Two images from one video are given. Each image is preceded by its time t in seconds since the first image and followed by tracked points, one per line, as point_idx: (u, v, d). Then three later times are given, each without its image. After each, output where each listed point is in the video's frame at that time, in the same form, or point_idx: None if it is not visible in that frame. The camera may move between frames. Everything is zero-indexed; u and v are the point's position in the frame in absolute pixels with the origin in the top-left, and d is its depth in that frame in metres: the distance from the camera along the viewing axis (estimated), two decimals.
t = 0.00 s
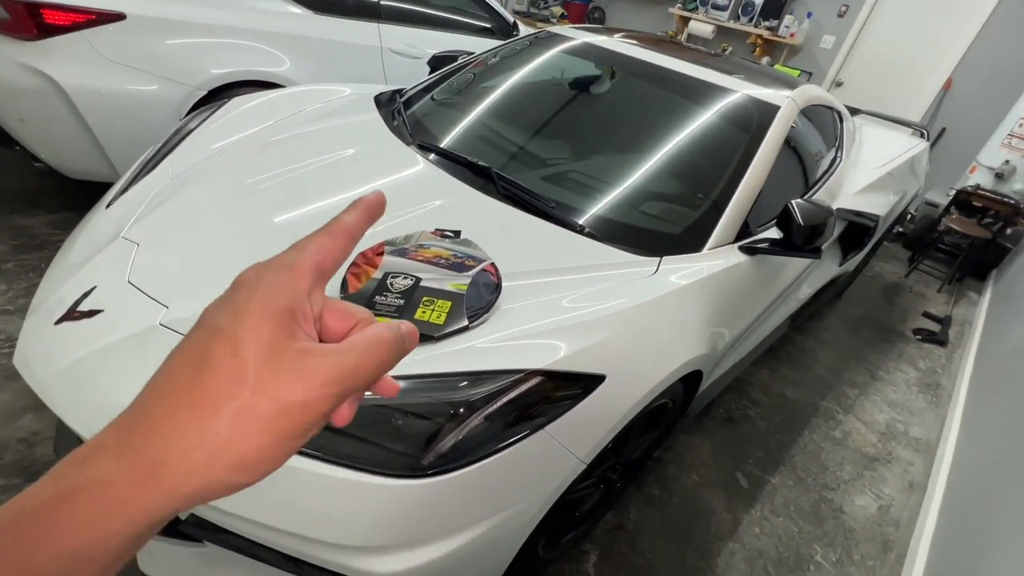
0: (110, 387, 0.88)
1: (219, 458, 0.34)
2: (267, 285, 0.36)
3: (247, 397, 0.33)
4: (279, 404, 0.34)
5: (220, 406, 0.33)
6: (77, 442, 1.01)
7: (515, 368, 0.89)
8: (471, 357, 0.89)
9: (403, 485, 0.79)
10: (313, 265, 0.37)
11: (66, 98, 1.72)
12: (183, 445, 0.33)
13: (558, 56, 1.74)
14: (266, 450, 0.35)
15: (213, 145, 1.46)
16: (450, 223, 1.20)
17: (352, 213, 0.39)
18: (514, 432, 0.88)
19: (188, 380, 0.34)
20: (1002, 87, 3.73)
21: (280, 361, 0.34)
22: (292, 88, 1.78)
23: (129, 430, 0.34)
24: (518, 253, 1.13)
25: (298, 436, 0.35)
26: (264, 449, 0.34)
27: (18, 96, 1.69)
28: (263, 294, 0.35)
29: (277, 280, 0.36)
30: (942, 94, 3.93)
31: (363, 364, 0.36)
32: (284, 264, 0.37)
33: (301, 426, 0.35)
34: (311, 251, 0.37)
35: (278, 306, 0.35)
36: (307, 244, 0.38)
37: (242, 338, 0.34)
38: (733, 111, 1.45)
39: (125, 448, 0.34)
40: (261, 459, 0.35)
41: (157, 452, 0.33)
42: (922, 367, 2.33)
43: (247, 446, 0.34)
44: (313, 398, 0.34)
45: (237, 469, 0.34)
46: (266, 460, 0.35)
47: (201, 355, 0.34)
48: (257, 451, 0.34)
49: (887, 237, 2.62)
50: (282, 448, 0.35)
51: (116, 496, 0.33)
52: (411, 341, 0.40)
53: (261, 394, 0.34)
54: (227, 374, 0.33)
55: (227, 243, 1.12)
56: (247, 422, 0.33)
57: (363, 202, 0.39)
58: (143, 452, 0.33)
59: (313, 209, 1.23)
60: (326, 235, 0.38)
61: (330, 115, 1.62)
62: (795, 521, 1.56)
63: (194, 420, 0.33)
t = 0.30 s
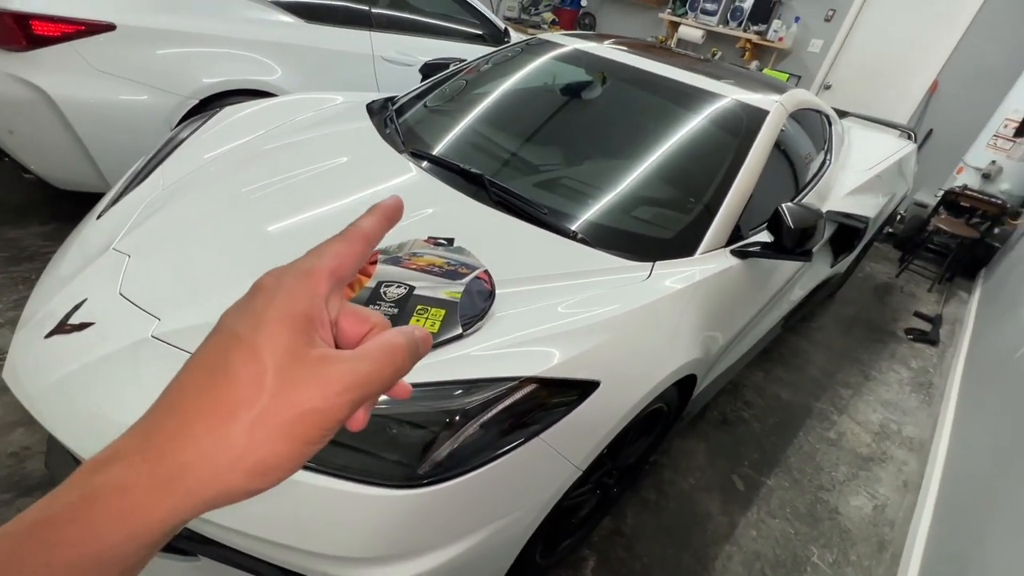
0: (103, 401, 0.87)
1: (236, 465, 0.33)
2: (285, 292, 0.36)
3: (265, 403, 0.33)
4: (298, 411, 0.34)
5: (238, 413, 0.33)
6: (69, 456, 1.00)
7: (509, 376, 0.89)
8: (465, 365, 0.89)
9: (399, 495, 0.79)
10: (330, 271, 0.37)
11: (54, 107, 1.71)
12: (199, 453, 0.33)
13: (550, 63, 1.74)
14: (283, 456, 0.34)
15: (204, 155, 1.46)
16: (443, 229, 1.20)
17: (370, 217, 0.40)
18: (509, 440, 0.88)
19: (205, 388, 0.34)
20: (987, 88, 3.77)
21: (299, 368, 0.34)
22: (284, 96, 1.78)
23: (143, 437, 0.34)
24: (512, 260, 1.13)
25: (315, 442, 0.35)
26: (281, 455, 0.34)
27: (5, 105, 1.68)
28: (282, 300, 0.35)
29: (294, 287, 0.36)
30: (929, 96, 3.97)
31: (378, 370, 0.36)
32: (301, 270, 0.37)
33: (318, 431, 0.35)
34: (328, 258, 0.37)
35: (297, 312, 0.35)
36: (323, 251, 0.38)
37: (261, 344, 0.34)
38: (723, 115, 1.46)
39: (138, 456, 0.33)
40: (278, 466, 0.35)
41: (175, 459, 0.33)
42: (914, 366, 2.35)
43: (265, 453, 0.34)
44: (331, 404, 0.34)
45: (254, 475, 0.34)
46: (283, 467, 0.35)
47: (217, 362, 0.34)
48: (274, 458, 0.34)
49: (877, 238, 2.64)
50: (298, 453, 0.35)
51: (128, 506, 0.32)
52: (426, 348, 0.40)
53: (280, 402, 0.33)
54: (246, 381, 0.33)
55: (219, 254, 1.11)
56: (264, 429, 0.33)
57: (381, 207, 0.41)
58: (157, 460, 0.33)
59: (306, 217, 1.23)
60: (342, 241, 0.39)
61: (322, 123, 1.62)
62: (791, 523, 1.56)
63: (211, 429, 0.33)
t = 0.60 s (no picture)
0: (97, 413, 0.87)
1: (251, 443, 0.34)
2: (305, 280, 0.37)
3: (283, 378, 0.34)
4: (313, 387, 0.35)
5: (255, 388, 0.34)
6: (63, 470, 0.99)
7: (506, 381, 0.89)
8: (462, 372, 0.88)
9: (397, 504, 0.78)
10: (346, 268, 0.39)
11: (44, 118, 1.70)
12: (218, 427, 0.34)
13: (542, 67, 1.75)
14: (296, 436, 0.35)
15: (198, 165, 1.46)
16: (438, 235, 1.20)
17: (378, 225, 0.41)
18: (506, 447, 0.88)
19: (227, 364, 0.35)
20: (975, 87, 3.80)
21: (316, 347, 0.35)
22: (277, 105, 1.78)
23: (166, 413, 0.35)
24: (507, 266, 1.13)
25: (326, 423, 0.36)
26: (295, 435, 0.35)
27: None
28: (302, 288, 0.37)
29: (314, 277, 0.38)
30: (918, 95, 4.00)
31: (389, 356, 0.37)
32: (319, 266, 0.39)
33: (331, 411, 0.35)
34: (344, 255, 0.39)
35: (316, 299, 0.37)
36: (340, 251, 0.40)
37: (281, 323, 0.35)
38: (715, 118, 1.46)
39: (162, 431, 0.34)
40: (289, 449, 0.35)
41: (195, 433, 0.34)
42: (910, 364, 2.36)
43: (280, 430, 0.34)
44: (345, 383, 0.35)
45: (269, 453, 0.35)
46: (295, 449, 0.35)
47: (238, 342, 0.35)
48: (287, 437, 0.35)
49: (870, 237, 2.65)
50: (309, 434, 0.36)
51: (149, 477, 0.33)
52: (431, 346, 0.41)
53: (296, 378, 0.34)
54: (266, 359, 0.34)
55: (213, 264, 1.11)
56: (281, 406, 0.34)
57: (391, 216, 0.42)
58: (178, 433, 0.34)
59: (300, 226, 1.23)
60: (357, 244, 0.41)
61: (316, 131, 1.62)
62: (791, 523, 1.56)
63: (230, 404, 0.34)
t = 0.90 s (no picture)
0: (93, 428, 0.86)
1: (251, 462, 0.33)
2: (305, 295, 0.36)
3: (284, 397, 0.33)
4: (314, 407, 0.34)
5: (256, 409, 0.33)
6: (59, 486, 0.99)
7: (504, 387, 0.89)
8: (460, 379, 0.88)
9: (397, 513, 0.78)
10: (346, 281, 0.37)
11: (35, 130, 1.69)
12: (215, 449, 0.33)
13: (534, 72, 1.75)
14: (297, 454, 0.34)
15: (192, 175, 1.46)
16: (433, 241, 1.20)
17: (383, 233, 0.40)
18: (506, 453, 0.87)
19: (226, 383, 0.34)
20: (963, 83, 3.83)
21: (316, 366, 0.34)
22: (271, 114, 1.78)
23: (164, 434, 0.34)
24: (503, 271, 1.13)
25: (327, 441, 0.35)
26: (296, 452, 0.34)
27: None
28: (301, 304, 0.36)
29: (314, 291, 0.36)
30: (906, 93, 4.03)
31: (391, 373, 0.37)
32: (319, 279, 0.38)
33: (332, 428, 0.35)
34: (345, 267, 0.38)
35: (315, 315, 0.35)
36: (340, 261, 0.38)
37: (281, 342, 0.34)
38: (706, 120, 1.47)
39: (161, 450, 0.34)
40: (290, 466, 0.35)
41: (194, 453, 0.33)
42: (907, 360, 2.37)
43: (280, 449, 0.34)
44: (346, 402, 0.34)
45: (269, 472, 0.34)
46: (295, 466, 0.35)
47: (238, 360, 0.34)
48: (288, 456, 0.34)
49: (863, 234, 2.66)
50: (310, 451, 0.35)
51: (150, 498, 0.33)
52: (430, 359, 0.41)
53: (296, 398, 0.33)
54: (264, 379, 0.33)
55: (207, 275, 1.10)
56: (281, 426, 0.33)
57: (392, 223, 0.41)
58: (178, 454, 0.33)
59: (294, 235, 1.23)
60: (359, 255, 0.39)
61: (309, 139, 1.62)
62: (793, 523, 1.56)
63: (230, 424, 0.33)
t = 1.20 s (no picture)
0: (85, 448, 0.85)
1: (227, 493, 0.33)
2: (282, 321, 0.35)
3: (260, 428, 0.33)
4: (292, 437, 0.33)
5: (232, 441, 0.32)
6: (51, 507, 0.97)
7: (499, 397, 0.88)
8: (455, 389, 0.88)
9: (394, 527, 0.77)
10: (325, 303, 0.36)
11: (22, 147, 1.67)
12: (189, 482, 0.32)
13: (525, 79, 1.75)
14: (274, 483, 0.34)
15: (183, 189, 1.45)
16: (426, 250, 1.20)
17: (366, 254, 0.39)
18: (503, 463, 0.87)
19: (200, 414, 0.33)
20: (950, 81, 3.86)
21: (294, 395, 0.34)
22: (262, 126, 1.78)
23: (132, 466, 0.33)
24: (497, 279, 1.13)
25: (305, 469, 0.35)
26: (272, 481, 0.34)
27: None
28: (277, 330, 0.35)
29: (291, 316, 0.36)
30: (894, 92, 4.06)
31: (372, 399, 0.36)
32: (296, 301, 0.37)
33: (310, 458, 0.34)
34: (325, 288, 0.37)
35: (291, 341, 0.35)
36: (319, 281, 0.38)
37: (256, 372, 0.34)
38: (697, 123, 1.47)
39: (129, 483, 0.32)
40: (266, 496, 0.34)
41: (166, 486, 0.32)
42: (902, 357, 2.37)
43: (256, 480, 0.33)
44: (325, 431, 0.34)
45: (245, 503, 0.34)
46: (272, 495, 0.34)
47: (211, 389, 0.34)
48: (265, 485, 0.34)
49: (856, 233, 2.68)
50: (286, 479, 0.35)
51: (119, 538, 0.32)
52: (418, 379, 0.40)
53: (273, 428, 0.33)
54: (239, 409, 0.33)
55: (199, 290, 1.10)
56: (257, 457, 0.33)
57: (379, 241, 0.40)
58: (149, 487, 0.32)
59: (286, 247, 1.22)
60: (340, 274, 0.38)
61: (301, 150, 1.62)
62: (793, 524, 1.55)
63: (204, 457, 0.32)
